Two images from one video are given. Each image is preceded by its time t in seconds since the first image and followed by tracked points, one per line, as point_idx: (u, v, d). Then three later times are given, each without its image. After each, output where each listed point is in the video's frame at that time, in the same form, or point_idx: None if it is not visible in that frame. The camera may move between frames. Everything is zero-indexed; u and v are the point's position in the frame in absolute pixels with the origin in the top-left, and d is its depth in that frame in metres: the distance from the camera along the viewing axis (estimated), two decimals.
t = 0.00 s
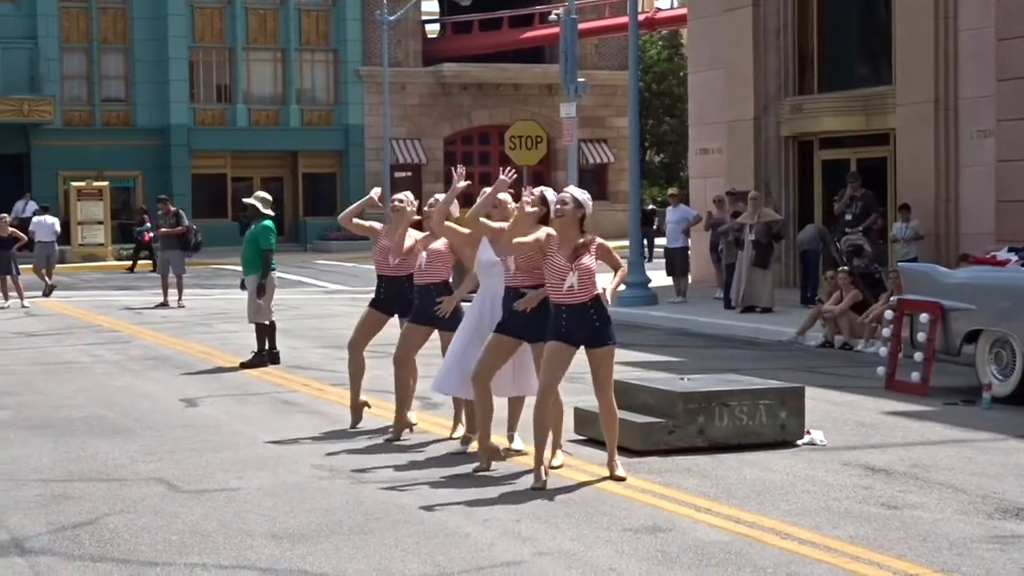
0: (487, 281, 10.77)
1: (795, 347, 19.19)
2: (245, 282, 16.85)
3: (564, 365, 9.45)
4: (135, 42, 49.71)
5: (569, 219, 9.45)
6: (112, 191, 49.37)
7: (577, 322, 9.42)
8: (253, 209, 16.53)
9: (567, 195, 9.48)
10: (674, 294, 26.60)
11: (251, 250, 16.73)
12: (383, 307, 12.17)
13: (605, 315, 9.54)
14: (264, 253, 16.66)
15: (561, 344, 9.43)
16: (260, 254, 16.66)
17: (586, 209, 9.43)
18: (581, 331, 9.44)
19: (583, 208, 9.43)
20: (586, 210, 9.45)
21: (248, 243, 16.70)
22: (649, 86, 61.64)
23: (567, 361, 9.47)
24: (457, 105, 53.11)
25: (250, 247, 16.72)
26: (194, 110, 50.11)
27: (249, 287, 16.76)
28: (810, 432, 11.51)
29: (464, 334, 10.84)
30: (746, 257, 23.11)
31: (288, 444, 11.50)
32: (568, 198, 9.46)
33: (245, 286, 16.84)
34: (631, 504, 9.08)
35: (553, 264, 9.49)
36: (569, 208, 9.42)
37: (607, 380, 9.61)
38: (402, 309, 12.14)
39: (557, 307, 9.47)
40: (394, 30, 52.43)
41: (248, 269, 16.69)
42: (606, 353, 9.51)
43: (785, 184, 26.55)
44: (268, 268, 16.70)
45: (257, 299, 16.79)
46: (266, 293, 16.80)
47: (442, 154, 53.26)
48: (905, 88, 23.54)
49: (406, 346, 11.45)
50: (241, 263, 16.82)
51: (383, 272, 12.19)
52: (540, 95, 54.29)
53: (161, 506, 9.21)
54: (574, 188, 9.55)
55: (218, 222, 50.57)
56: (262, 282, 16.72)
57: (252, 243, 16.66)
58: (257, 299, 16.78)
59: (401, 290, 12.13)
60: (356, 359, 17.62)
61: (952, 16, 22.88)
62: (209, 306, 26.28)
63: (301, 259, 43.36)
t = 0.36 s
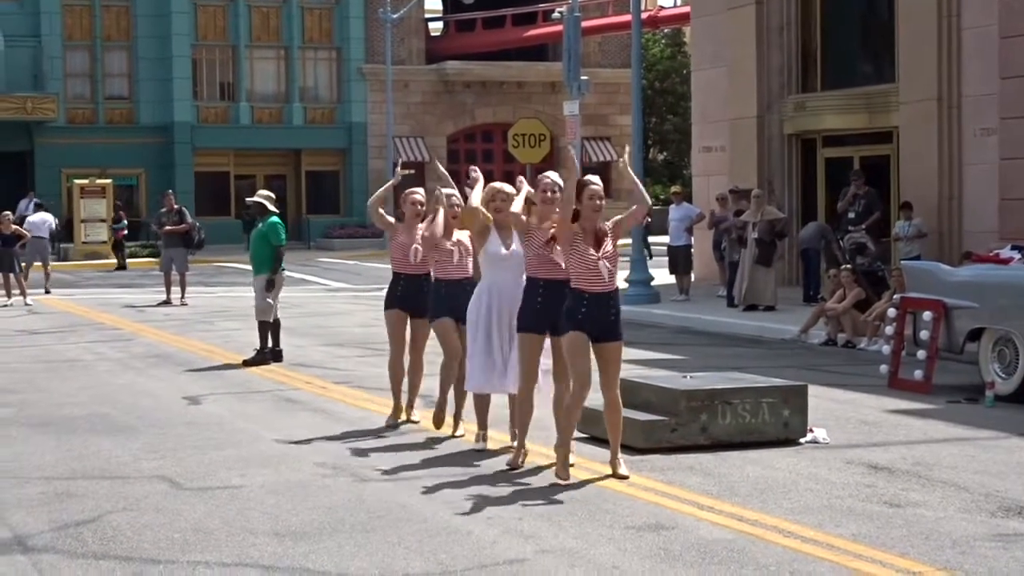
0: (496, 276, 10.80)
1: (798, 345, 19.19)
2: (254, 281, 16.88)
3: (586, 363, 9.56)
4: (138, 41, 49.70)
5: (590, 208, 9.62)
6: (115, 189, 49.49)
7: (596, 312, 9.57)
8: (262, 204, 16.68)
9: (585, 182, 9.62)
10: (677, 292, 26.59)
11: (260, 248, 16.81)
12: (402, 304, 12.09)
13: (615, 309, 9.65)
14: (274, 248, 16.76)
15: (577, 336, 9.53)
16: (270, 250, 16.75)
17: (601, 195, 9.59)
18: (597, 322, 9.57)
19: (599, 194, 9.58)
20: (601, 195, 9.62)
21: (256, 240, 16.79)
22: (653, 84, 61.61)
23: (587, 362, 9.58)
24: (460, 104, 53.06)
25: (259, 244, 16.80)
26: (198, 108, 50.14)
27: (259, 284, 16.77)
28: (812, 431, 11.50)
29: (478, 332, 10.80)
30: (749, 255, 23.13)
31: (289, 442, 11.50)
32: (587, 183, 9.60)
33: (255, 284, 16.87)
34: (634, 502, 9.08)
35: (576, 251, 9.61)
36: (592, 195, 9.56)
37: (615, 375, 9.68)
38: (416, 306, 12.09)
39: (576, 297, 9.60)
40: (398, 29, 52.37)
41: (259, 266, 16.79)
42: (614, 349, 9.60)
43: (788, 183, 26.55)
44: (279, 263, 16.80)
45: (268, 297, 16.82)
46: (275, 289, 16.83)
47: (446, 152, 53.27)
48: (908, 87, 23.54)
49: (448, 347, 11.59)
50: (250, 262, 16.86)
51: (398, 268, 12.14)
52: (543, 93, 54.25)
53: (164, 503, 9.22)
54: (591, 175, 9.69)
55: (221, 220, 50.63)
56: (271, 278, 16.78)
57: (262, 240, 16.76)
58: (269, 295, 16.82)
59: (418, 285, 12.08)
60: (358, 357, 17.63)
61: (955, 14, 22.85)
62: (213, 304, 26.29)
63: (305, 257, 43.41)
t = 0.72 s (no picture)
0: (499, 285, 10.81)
1: (800, 343, 19.19)
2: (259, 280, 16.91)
3: (598, 363, 9.58)
4: (140, 39, 49.71)
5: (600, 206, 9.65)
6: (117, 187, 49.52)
7: (609, 313, 9.58)
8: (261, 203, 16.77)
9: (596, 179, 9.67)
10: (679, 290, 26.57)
11: (262, 247, 16.85)
12: (416, 301, 11.95)
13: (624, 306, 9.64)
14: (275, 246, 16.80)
15: (590, 338, 9.56)
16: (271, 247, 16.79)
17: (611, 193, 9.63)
18: (607, 319, 9.57)
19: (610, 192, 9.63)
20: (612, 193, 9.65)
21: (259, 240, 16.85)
22: (654, 82, 61.65)
23: (601, 364, 9.60)
24: (461, 102, 53.09)
25: (261, 244, 16.86)
26: (199, 107, 50.14)
27: (263, 283, 16.78)
28: (814, 429, 11.50)
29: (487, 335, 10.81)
30: (750, 253, 23.15)
31: (291, 440, 11.50)
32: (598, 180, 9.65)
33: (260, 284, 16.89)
34: (636, 501, 9.07)
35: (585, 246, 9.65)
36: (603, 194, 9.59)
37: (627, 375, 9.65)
38: (430, 301, 11.99)
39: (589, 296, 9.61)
40: (399, 27, 52.35)
41: (261, 267, 16.79)
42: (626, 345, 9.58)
43: (790, 182, 26.56)
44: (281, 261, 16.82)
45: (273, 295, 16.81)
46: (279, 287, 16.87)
47: (447, 150, 53.32)
48: (910, 85, 23.52)
49: (455, 347, 11.53)
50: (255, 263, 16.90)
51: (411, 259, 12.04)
52: (545, 91, 54.24)
53: (166, 502, 9.22)
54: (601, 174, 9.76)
55: (223, 218, 50.67)
56: (275, 276, 16.80)
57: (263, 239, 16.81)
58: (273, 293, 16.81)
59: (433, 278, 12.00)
60: (359, 355, 17.64)
61: (957, 12, 22.85)
62: (214, 303, 26.28)
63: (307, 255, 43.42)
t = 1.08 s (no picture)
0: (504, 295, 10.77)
1: (801, 342, 19.19)
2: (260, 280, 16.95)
3: (593, 362, 9.60)
4: (142, 39, 49.70)
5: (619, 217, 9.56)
6: (119, 187, 49.55)
7: (607, 316, 9.55)
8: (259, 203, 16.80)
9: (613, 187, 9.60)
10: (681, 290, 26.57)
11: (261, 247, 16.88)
12: (422, 306, 11.84)
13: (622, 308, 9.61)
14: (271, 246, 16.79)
15: (585, 340, 9.55)
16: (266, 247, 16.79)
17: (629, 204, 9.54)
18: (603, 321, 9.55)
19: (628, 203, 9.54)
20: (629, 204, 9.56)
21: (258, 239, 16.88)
22: (655, 81, 61.61)
23: (595, 364, 9.62)
24: (462, 101, 53.10)
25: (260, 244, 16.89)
26: (201, 107, 50.12)
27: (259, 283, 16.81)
28: (816, 428, 11.50)
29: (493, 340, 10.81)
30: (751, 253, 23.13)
31: (292, 440, 11.51)
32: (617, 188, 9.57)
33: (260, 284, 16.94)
34: (638, 500, 9.07)
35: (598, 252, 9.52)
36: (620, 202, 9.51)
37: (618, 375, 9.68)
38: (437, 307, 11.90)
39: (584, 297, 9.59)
40: (400, 27, 52.36)
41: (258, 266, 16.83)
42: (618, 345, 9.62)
43: (791, 181, 26.56)
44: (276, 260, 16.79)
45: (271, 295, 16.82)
46: (276, 288, 16.86)
47: (449, 150, 53.30)
48: (912, 83, 23.52)
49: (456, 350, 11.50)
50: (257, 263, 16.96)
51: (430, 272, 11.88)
52: (546, 91, 54.16)
53: (167, 502, 9.22)
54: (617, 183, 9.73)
55: (224, 218, 50.63)
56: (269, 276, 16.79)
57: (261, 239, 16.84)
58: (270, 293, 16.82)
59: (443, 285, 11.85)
60: (361, 355, 17.64)
61: (958, 11, 22.85)
62: (215, 303, 26.28)
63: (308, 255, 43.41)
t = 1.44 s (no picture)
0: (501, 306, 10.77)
1: (800, 344, 19.20)
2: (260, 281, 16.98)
3: (590, 362, 9.62)
4: (142, 40, 49.69)
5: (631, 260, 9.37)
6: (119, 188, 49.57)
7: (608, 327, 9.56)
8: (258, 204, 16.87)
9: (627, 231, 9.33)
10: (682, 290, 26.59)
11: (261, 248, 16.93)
12: (426, 312, 11.84)
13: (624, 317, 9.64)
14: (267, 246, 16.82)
15: (581, 343, 9.59)
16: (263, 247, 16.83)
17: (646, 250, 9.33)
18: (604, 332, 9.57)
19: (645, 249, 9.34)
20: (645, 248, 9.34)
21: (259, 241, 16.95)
22: (656, 82, 61.60)
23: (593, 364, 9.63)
24: (462, 103, 53.12)
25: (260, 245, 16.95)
26: (201, 108, 50.12)
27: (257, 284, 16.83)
28: (816, 429, 11.50)
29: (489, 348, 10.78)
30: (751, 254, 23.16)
31: (292, 441, 11.51)
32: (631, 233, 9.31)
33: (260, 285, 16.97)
34: (638, 502, 9.08)
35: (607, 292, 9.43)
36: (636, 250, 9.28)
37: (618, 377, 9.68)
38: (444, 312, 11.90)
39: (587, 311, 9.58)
40: (400, 28, 52.37)
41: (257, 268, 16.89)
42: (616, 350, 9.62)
43: (791, 182, 26.56)
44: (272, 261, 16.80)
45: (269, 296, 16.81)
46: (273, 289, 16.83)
47: (449, 151, 53.31)
48: (912, 85, 23.51)
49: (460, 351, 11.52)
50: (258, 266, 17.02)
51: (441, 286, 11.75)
52: (546, 92, 54.15)
53: (167, 503, 9.23)
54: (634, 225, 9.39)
55: (223, 220, 50.63)
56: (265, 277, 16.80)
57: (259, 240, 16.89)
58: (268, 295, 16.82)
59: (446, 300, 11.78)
60: (360, 355, 17.64)
61: (958, 12, 22.84)
62: (216, 304, 26.30)
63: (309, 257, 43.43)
